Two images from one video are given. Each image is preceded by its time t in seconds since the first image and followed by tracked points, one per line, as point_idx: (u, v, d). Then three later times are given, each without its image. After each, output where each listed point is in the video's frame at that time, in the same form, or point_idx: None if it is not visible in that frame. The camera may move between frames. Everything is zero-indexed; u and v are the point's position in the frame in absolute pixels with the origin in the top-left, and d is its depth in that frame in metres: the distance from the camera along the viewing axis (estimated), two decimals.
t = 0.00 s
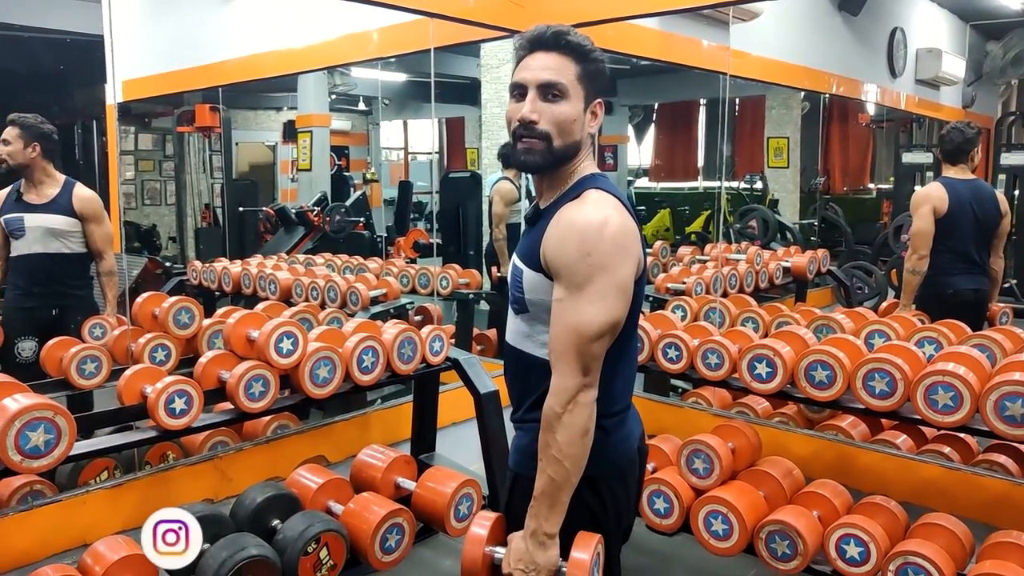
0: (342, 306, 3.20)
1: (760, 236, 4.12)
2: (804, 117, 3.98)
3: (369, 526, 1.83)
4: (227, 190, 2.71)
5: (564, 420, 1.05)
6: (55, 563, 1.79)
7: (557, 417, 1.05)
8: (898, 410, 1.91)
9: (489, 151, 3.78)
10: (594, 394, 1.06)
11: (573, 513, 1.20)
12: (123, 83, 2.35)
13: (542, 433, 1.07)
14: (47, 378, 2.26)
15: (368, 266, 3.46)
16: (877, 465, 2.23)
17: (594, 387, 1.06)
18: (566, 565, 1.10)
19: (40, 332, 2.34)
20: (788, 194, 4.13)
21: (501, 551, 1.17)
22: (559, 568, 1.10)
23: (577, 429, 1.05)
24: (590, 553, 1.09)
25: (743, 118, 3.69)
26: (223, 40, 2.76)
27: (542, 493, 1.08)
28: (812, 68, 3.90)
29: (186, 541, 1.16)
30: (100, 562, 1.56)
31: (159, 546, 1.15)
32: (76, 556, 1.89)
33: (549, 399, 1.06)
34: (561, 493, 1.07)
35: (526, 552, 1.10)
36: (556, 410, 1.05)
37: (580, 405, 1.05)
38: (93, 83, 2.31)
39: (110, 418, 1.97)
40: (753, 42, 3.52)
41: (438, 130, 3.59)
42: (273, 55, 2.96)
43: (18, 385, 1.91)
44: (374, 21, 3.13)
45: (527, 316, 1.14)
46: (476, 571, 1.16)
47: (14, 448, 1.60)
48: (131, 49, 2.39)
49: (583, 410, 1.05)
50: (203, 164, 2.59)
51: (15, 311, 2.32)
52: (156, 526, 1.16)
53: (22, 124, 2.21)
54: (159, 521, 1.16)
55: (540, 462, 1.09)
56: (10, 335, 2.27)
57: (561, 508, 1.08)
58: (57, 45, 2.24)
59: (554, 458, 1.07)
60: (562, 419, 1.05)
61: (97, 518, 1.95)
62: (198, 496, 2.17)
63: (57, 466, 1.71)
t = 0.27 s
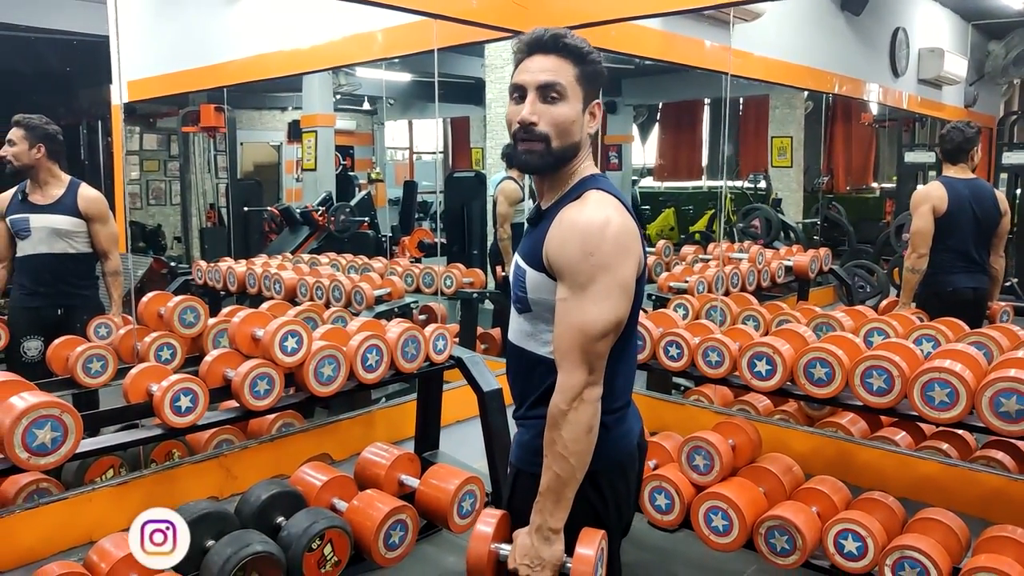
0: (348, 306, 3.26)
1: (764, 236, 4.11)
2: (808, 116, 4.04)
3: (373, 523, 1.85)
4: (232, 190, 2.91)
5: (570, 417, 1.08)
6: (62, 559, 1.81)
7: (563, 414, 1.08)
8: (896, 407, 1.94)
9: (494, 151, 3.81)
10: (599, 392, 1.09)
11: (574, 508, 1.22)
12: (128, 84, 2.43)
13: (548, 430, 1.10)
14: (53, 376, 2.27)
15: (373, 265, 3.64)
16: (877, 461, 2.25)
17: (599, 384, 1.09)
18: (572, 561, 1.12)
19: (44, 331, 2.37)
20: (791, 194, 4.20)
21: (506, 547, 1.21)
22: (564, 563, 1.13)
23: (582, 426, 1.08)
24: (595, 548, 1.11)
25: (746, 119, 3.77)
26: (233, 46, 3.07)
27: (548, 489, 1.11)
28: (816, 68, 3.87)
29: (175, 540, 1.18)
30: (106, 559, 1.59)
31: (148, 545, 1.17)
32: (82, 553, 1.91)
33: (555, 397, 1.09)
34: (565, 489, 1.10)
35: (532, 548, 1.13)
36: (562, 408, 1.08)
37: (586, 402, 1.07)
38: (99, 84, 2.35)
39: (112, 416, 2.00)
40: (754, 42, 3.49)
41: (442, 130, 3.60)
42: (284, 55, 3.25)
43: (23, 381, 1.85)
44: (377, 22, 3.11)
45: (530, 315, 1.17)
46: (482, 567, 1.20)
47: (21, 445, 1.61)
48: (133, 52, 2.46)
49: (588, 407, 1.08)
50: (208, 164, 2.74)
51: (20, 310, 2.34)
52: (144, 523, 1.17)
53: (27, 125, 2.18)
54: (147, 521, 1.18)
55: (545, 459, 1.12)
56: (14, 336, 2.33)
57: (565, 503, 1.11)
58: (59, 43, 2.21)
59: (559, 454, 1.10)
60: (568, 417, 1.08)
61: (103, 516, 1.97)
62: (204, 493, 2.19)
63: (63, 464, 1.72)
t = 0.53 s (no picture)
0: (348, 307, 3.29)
1: (760, 240, 4.34)
2: (804, 123, 4.14)
3: (373, 521, 1.89)
4: (233, 191, 2.94)
5: (574, 416, 1.12)
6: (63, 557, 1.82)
7: (568, 413, 1.12)
8: (886, 409, 1.98)
9: (494, 155, 3.78)
10: (601, 391, 1.13)
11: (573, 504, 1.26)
12: (129, 85, 2.45)
13: (552, 429, 1.14)
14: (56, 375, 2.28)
15: (373, 267, 3.72)
16: (868, 463, 2.30)
17: (601, 384, 1.13)
18: (577, 556, 1.16)
19: (46, 331, 2.42)
20: (788, 199, 4.37)
21: (510, 543, 1.23)
22: (569, 557, 1.17)
23: (586, 425, 1.12)
24: (600, 543, 1.15)
25: (743, 125, 3.85)
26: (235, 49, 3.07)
27: (552, 486, 1.15)
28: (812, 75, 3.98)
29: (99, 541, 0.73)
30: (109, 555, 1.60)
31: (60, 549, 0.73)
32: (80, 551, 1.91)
33: (559, 397, 1.13)
34: (570, 485, 1.14)
35: (538, 543, 1.17)
36: (566, 407, 1.11)
37: (589, 401, 1.12)
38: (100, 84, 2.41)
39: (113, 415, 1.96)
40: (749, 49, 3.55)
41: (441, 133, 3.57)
42: (284, 57, 3.26)
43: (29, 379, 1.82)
44: (379, 27, 3.20)
45: (530, 317, 1.21)
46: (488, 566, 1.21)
47: (29, 442, 1.64)
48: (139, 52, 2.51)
49: (591, 407, 1.12)
50: (207, 165, 2.80)
51: (23, 311, 2.40)
52: (59, 521, 0.74)
53: (34, 124, 2.30)
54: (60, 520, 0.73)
55: (550, 456, 1.16)
56: (16, 334, 2.37)
57: (569, 499, 1.15)
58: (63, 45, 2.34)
59: (564, 452, 1.14)
60: (572, 416, 1.12)
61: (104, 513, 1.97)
62: (205, 490, 2.21)
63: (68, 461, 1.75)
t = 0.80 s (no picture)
0: (354, 307, 3.29)
1: (762, 248, 4.45)
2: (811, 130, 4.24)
3: (377, 517, 1.93)
4: (240, 191, 3.02)
5: (573, 416, 1.16)
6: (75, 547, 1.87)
7: (567, 413, 1.16)
8: (882, 417, 2.02)
9: (500, 158, 3.83)
10: (600, 393, 1.17)
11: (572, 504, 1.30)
12: (142, 86, 2.60)
13: (552, 428, 1.18)
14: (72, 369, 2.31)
15: (378, 268, 3.68)
16: (865, 470, 2.33)
17: (600, 385, 1.17)
18: (572, 553, 1.20)
19: (59, 326, 2.46)
20: (791, 207, 4.41)
21: (509, 538, 1.27)
22: (565, 554, 1.21)
23: (585, 424, 1.16)
24: (595, 542, 1.19)
25: (750, 132, 4.03)
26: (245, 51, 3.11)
27: (552, 483, 1.19)
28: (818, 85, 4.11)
29: (78, 540, 1.20)
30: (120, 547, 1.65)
31: (53, 545, 1.21)
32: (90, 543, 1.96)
33: (558, 397, 1.16)
34: (569, 482, 1.18)
35: (536, 538, 1.21)
36: (565, 407, 1.15)
37: (588, 402, 1.15)
38: (112, 83, 2.55)
39: (130, 408, 1.99)
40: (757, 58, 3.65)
41: (447, 135, 3.64)
42: (288, 60, 3.27)
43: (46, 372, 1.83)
44: (389, 32, 3.18)
45: (535, 320, 1.25)
46: (487, 557, 1.27)
47: (47, 433, 1.68)
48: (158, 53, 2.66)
49: (589, 407, 1.16)
50: (215, 164, 2.89)
51: (38, 305, 2.43)
52: (51, 521, 1.21)
53: (45, 126, 2.35)
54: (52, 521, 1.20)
55: (550, 455, 1.19)
56: (31, 329, 2.39)
57: (568, 496, 1.19)
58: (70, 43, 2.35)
59: (563, 451, 1.17)
60: (571, 415, 1.16)
61: (115, 505, 2.02)
62: (213, 485, 2.25)
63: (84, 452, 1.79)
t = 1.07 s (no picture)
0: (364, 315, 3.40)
1: (772, 253, 4.44)
2: (818, 136, 4.22)
3: (387, 522, 1.95)
4: (252, 200, 3.05)
5: (578, 424, 1.18)
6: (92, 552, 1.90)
7: (572, 421, 1.17)
8: (889, 423, 2.02)
9: (507, 164, 4.02)
10: (604, 400, 1.19)
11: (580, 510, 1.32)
12: (154, 98, 2.58)
13: (557, 436, 1.20)
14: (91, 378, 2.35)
15: (387, 275, 3.72)
16: (873, 476, 2.33)
17: (604, 393, 1.18)
18: (580, 558, 1.21)
19: (78, 335, 2.48)
20: (800, 212, 4.54)
21: (519, 545, 1.27)
22: (573, 559, 1.22)
23: (589, 431, 1.17)
24: (601, 546, 1.19)
25: (758, 136, 4.15)
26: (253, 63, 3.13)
27: (558, 489, 1.20)
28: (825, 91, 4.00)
29: (76, 540, 1.24)
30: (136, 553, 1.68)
31: (49, 546, 1.25)
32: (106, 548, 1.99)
33: (563, 405, 1.18)
34: (575, 489, 1.20)
35: (545, 544, 1.22)
36: (570, 415, 1.17)
37: (592, 409, 1.17)
38: (126, 96, 2.49)
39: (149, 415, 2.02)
40: (761, 65, 3.61)
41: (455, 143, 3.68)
42: (301, 72, 3.34)
43: (69, 382, 1.88)
44: (395, 45, 3.21)
45: (542, 330, 1.27)
46: (498, 565, 1.26)
47: (69, 440, 1.71)
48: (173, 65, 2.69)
49: (593, 415, 1.17)
50: (226, 173, 2.90)
51: (58, 314, 2.46)
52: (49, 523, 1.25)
53: (63, 141, 2.33)
54: (49, 522, 1.25)
55: (555, 462, 1.21)
56: (49, 337, 2.43)
57: (574, 502, 1.20)
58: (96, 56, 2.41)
59: (568, 458, 1.19)
60: (576, 423, 1.18)
61: (131, 511, 2.03)
62: (226, 491, 2.28)
63: (104, 459, 1.82)
